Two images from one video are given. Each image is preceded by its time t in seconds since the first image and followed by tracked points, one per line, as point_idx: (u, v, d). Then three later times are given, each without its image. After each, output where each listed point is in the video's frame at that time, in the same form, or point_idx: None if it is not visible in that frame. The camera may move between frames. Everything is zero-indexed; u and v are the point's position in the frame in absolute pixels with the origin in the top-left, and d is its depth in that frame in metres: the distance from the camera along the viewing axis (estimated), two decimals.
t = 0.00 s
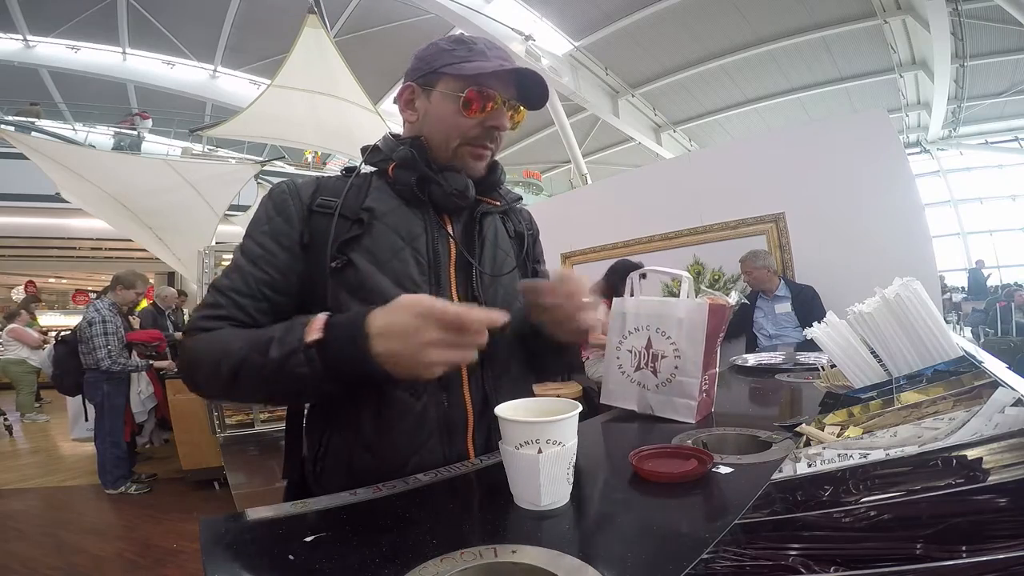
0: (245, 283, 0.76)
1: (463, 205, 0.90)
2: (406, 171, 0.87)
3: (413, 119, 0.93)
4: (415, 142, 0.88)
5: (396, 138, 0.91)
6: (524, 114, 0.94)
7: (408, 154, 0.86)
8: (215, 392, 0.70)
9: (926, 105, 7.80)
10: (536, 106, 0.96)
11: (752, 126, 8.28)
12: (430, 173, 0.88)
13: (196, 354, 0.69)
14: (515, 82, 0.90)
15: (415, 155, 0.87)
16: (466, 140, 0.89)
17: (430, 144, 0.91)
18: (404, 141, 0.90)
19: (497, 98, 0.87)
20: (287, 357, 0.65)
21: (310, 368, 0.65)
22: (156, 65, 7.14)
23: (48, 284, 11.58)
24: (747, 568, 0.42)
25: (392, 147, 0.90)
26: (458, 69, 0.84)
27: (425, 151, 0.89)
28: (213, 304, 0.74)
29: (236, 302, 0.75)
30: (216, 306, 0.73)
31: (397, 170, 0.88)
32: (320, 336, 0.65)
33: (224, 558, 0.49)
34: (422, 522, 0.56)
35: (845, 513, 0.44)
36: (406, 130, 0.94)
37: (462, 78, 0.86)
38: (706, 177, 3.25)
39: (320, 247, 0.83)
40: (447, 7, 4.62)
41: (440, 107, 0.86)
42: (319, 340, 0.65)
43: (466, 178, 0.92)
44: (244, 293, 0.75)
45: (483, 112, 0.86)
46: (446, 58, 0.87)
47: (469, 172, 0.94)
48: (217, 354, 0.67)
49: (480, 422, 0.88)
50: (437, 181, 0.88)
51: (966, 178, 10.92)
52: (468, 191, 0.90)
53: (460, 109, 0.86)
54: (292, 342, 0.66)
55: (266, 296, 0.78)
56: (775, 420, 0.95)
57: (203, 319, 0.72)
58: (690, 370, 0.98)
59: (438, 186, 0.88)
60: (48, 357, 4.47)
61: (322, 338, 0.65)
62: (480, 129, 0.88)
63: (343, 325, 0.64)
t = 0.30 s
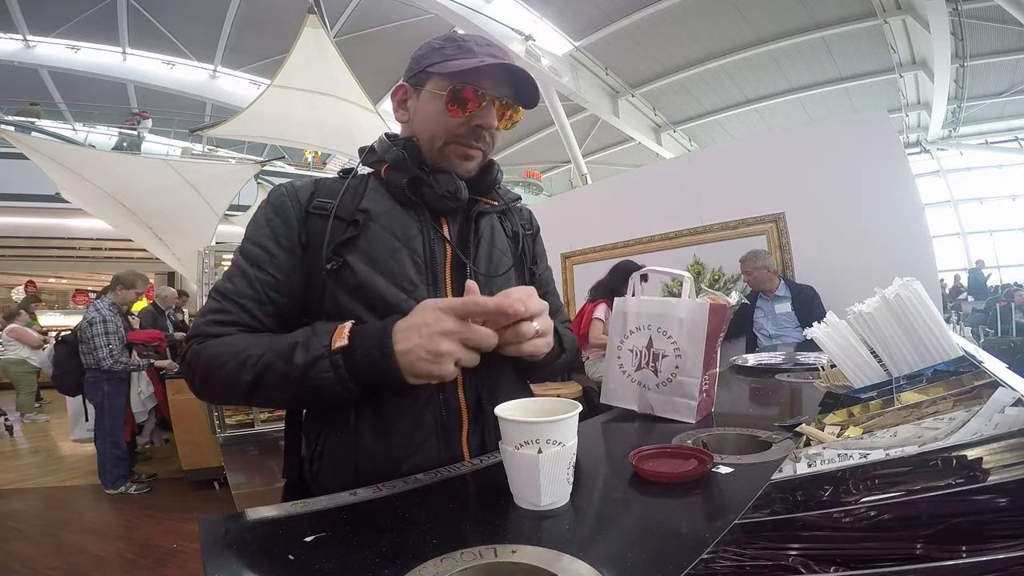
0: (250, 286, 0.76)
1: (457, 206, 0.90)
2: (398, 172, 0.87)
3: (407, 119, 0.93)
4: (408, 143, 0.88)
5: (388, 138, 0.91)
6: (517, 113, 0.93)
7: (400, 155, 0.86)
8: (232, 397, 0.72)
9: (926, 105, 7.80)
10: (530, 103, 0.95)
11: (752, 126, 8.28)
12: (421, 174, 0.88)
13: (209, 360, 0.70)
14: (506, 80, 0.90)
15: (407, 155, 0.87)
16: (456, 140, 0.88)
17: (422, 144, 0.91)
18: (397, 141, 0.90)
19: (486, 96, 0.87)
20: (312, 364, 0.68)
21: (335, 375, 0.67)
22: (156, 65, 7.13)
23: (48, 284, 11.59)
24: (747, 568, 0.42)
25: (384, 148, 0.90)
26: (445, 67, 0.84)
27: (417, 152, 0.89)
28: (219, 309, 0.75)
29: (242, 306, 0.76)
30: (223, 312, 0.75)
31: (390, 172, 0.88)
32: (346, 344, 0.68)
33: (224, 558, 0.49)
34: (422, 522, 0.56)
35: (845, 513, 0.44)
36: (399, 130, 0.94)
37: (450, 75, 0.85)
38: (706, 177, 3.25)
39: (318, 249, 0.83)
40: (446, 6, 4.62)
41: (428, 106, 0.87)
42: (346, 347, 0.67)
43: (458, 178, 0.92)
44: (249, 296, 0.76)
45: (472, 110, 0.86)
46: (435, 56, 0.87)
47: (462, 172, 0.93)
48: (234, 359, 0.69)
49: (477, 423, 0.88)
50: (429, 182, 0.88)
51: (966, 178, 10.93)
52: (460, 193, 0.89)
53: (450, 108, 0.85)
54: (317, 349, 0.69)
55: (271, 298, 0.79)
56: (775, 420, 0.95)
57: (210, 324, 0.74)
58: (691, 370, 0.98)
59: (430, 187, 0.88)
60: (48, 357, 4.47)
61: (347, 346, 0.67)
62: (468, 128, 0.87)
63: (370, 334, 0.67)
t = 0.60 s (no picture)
0: (247, 288, 0.76)
1: (456, 207, 0.90)
2: (398, 172, 0.87)
3: (406, 119, 0.93)
4: (407, 142, 0.88)
5: (388, 137, 0.91)
6: (517, 111, 0.93)
7: (399, 155, 0.86)
8: (229, 401, 0.72)
9: (927, 105, 7.79)
10: (529, 101, 0.95)
11: (752, 126, 8.28)
12: (421, 174, 0.88)
13: (207, 363, 0.71)
14: (504, 80, 0.90)
15: (406, 155, 0.86)
16: (456, 140, 0.88)
17: (421, 144, 0.91)
18: (395, 141, 0.90)
19: (486, 95, 0.87)
20: (305, 371, 0.67)
21: (326, 382, 0.67)
22: (156, 65, 7.13)
23: (48, 284, 11.58)
24: (747, 569, 0.42)
25: (383, 147, 0.90)
26: (442, 67, 0.84)
27: (417, 153, 0.89)
28: (218, 310, 0.75)
29: (239, 308, 0.76)
30: (222, 313, 0.75)
31: (389, 172, 0.88)
32: (338, 351, 0.68)
33: (223, 558, 0.49)
34: (422, 522, 0.56)
35: (846, 513, 0.44)
36: (398, 129, 0.95)
37: (449, 74, 0.85)
38: (706, 177, 3.25)
39: (317, 250, 0.83)
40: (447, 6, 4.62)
41: (428, 106, 0.87)
42: (337, 354, 0.67)
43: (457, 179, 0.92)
44: (246, 298, 0.76)
45: (472, 109, 0.86)
46: (433, 56, 0.87)
47: (461, 172, 0.93)
48: (231, 362, 0.69)
49: (476, 423, 0.88)
50: (428, 182, 0.88)
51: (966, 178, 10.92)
52: (460, 194, 0.89)
53: (449, 107, 0.85)
54: (311, 355, 0.69)
55: (269, 301, 0.79)
56: (775, 420, 0.95)
57: (209, 327, 0.74)
58: (691, 370, 0.98)
59: (430, 187, 0.87)
60: (48, 356, 4.46)
61: (340, 352, 0.67)
62: (467, 128, 0.87)
63: (364, 342, 0.67)
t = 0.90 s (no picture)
0: (259, 290, 0.76)
1: (462, 207, 0.90)
2: (405, 173, 0.87)
3: (410, 120, 0.92)
4: (414, 143, 0.89)
5: (392, 139, 0.91)
6: (519, 112, 0.94)
7: (407, 155, 0.86)
8: (250, 408, 0.72)
9: (926, 105, 7.80)
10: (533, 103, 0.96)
11: (752, 126, 8.27)
12: (429, 175, 0.88)
13: (225, 372, 0.70)
14: (513, 84, 0.90)
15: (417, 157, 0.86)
16: (469, 143, 0.89)
17: (429, 145, 0.91)
18: (402, 142, 0.90)
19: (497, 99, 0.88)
20: (343, 381, 0.69)
21: (365, 390, 0.69)
22: (156, 65, 7.13)
23: (48, 284, 11.58)
24: (747, 569, 0.42)
25: (389, 149, 0.90)
26: (461, 71, 0.84)
27: (424, 154, 0.89)
28: (226, 313, 0.74)
29: (251, 311, 0.75)
30: (232, 316, 0.74)
31: (395, 173, 0.88)
32: (375, 361, 0.69)
33: (222, 559, 0.49)
34: (422, 522, 0.56)
35: (846, 513, 0.44)
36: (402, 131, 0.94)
37: (459, 77, 0.85)
38: (706, 177, 3.25)
39: (324, 250, 0.82)
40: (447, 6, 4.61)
41: (440, 109, 0.86)
42: (375, 364, 0.68)
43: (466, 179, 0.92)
44: (257, 301, 0.76)
45: (484, 113, 0.86)
46: (443, 58, 0.86)
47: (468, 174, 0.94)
48: (255, 372, 0.69)
49: (479, 423, 0.88)
50: (435, 182, 0.88)
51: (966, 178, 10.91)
52: (467, 192, 0.89)
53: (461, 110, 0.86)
54: (345, 366, 0.69)
55: (281, 302, 0.79)
56: (776, 420, 0.95)
57: (220, 331, 0.73)
58: (692, 371, 0.98)
59: (437, 187, 0.88)
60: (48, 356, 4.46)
61: (377, 362, 0.68)
62: (484, 131, 0.88)
63: (397, 345, 0.68)
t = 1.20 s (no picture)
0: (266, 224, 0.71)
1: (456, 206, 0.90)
2: (401, 174, 0.88)
3: (408, 122, 0.94)
4: (406, 144, 0.89)
5: (389, 140, 0.92)
6: (514, 115, 0.94)
7: (401, 156, 0.87)
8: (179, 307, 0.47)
9: (927, 105, 7.80)
10: (526, 107, 0.96)
11: (752, 126, 8.28)
12: (423, 175, 0.88)
13: (170, 255, 0.50)
14: (504, 86, 0.90)
15: (409, 157, 0.87)
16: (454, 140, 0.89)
17: (423, 147, 0.91)
18: (397, 144, 0.91)
19: (484, 99, 0.88)
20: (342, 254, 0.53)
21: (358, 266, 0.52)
22: (156, 65, 7.13)
23: (48, 284, 11.58)
24: (747, 568, 0.42)
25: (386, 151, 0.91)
26: (444, 71, 0.85)
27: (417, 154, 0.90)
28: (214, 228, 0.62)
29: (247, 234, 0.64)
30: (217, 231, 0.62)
31: (393, 175, 0.88)
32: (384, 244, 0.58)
33: (221, 559, 0.49)
34: (421, 522, 0.56)
35: (846, 513, 0.44)
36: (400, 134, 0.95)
37: (446, 78, 0.86)
38: (706, 177, 3.25)
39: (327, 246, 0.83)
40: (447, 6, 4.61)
41: (427, 110, 0.88)
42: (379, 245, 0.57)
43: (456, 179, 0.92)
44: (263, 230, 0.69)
45: (468, 112, 0.87)
46: (433, 61, 0.88)
47: (459, 173, 0.94)
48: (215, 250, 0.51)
49: (476, 424, 0.88)
50: (428, 182, 0.88)
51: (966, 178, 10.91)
52: (460, 191, 0.89)
53: (447, 109, 0.86)
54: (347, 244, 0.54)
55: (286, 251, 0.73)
56: (776, 420, 0.95)
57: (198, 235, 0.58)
58: (691, 370, 0.98)
59: (430, 187, 0.88)
60: (47, 356, 4.47)
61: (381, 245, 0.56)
62: (465, 129, 0.88)
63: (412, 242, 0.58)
